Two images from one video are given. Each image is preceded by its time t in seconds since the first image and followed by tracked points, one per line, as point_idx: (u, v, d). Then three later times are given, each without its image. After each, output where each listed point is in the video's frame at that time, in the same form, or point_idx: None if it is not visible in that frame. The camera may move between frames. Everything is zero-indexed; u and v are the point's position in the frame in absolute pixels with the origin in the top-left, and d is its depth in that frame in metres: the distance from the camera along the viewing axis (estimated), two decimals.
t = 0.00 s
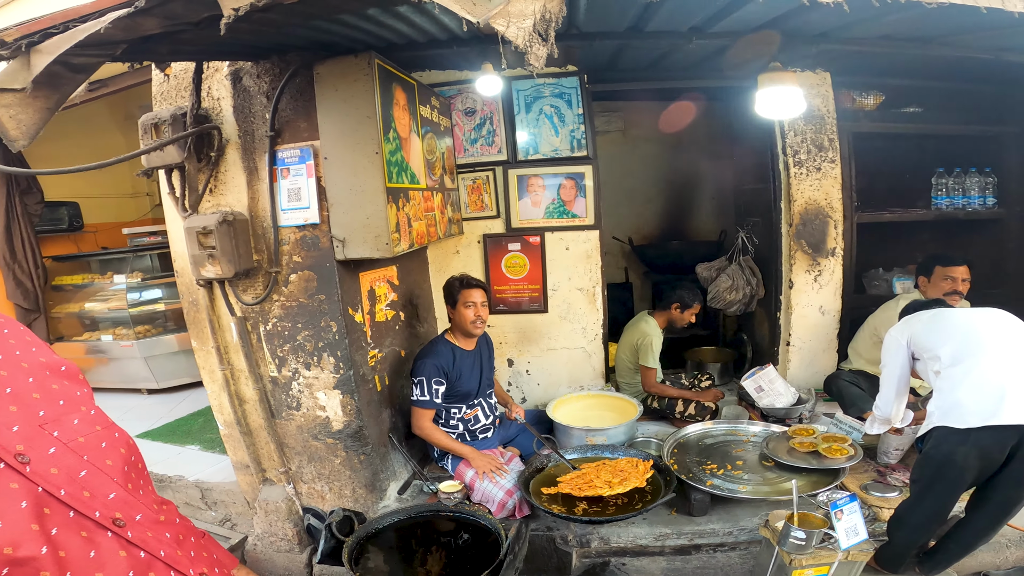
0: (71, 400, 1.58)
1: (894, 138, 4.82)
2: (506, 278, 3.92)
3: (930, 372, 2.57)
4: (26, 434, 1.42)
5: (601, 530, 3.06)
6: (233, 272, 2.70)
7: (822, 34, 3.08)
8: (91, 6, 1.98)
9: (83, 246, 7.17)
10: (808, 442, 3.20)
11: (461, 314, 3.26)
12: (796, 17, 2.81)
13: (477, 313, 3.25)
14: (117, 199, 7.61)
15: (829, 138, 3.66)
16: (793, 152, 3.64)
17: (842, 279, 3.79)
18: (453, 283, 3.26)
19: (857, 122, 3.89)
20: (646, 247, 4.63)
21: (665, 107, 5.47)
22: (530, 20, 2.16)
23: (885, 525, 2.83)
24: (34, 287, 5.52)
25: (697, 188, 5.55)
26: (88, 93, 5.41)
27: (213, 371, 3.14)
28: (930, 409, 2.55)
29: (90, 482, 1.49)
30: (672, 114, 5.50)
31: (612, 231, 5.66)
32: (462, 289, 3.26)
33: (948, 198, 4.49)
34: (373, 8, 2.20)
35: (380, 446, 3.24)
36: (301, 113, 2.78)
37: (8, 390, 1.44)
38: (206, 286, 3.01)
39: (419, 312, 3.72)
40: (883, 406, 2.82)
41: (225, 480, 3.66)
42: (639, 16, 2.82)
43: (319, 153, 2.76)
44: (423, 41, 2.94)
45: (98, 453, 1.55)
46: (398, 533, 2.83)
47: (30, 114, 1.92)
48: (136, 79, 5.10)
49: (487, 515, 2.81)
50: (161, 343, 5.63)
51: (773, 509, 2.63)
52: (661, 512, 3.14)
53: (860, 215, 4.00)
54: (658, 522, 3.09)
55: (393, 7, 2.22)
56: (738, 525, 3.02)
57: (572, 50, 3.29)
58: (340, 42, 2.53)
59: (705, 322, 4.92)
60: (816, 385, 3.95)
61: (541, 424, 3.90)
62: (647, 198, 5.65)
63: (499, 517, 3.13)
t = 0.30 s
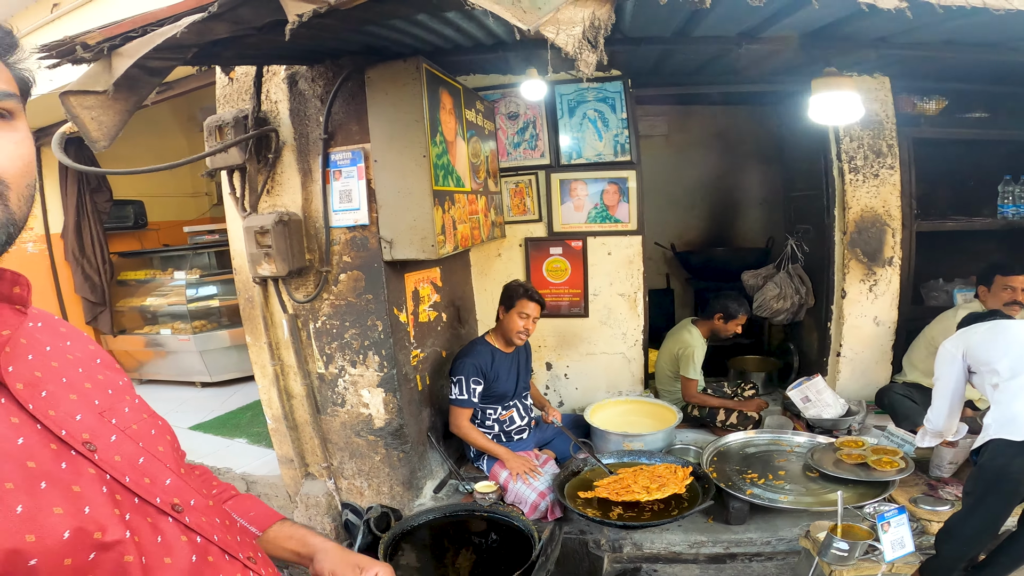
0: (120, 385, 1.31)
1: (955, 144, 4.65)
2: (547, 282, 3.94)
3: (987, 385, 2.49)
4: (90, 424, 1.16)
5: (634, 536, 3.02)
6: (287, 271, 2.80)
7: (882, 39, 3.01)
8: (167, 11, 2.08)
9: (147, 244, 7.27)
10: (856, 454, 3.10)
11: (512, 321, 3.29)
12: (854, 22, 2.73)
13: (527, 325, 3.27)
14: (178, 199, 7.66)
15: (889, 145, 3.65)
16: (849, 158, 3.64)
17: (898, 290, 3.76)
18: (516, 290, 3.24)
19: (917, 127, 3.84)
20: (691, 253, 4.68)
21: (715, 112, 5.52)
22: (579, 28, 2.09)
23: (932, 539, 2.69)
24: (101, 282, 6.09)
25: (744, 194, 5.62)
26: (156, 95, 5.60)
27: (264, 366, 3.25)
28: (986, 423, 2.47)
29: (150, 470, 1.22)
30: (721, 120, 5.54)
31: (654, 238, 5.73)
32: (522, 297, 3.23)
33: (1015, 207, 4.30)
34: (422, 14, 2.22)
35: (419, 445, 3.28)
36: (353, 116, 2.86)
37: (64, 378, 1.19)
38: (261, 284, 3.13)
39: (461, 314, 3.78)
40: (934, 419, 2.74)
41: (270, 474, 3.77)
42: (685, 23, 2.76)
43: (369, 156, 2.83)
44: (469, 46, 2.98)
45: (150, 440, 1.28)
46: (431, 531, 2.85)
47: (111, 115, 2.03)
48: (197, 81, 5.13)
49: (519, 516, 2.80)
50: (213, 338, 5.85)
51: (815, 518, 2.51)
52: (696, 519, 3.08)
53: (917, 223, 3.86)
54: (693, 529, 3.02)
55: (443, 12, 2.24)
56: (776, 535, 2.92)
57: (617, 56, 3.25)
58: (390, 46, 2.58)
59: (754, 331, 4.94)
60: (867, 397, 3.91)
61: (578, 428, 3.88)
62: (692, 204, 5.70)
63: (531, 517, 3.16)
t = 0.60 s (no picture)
0: (174, 377, 1.32)
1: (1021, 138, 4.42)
2: (586, 279, 3.94)
3: None
4: (159, 414, 1.16)
5: (670, 534, 2.93)
6: (334, 267, 2.88)
7: (940, 33, 2.91)
8: (226, 13, 2.16)
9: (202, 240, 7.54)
10: (908, 457, 2.97)
11: (540, 312, 3.31)
12: (908, 16, 2.63)
13: (556, 310, 3.29)
14: (229, 195, 7.99)
15: (948, 139, 3.55)
16: (905, 154, 3.54)
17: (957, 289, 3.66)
18: (531, 282, 3.33)
19: (978, 122, 3.69)
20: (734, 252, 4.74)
21: (760, 108, 5.47)
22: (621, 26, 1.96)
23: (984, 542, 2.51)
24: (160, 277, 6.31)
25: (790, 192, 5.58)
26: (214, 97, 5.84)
27: (311, 359, 3.34)
28: None
29: (215, 457, 1.22)
30: (766, 117, 5.50)
31: (696, 235, 5.73)
32: (538, 287, 3.30)
33: None
34: (463, 13, 2.22)
35: (458, 440, 3.31)
36: (396, 115, 2.90)
37: (129, 368, 1.19)
38: (310, 280, 3.23)
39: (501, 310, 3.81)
40: (988, 422, 2.66)
41: (314, 466, 3.86)
42: (725, 20, 2.64)
43: (412, 154, 2.88)
44: (507, 44, 2.87)
45: (210, 428, 1.30)
46: (466, 526, 2.84)
47: (175, 116, 2.14)
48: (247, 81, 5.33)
49: (555, 512, 2.77)
50: (261, 335, 5.99)
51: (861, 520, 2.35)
52: (736, 519, 2.97)
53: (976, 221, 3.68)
54: (732, 529, 2.91)
55: (483, 12, 2.23)
56: (819, 536, 2.80)
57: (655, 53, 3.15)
58: (430, 46, 2.60)
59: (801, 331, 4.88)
60: (921, 399, 3.82)
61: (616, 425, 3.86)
62: (736, 201, 5.69)
63: (567, 514, 3.11)
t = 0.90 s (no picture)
0: (213, 365, 1.37)
1: None
2: (610, 277, 3.93)
3: None
4: (208, 400, 1.20)
5: (689, 534, 2.90)
6: (364, 261, 2.95)
7: (982, 34, 2.85)
8: (267, 11, 2.20)
9: (234, 233, 7.73)
10: (938, 462, 2.91)
11: (561, 308, 3.32)
12: (949, 18, 2.57)
13: (576, 307, 3.29)
14: (263, 190, 8.16)
15: (988, 141, 3.46)
16: (944, 155, 3.48)
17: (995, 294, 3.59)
18: (550, 279, 3.38)
19: (1018, 124, 3.59)
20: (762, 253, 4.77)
21: (791, 108, 5.40)
22: (654, 26, 1.88)
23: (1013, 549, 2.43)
24: (194, 269, 6.50)
25: (822, 193, 5.51)
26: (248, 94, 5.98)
27: (339, 351, 3.40)
28: None
29: (259, 442, 1.26)
30: (797, 117, 5.43)
31: (723, 235, 5.70)
32: (558, 284, 3.34)
33: None
34: (494, 12, 2.23)
35: (480, 435, 3.32)
36: (426, 111, 2.93)
37: (175, 356, 1.24)
38: (340, 274, 3.29)
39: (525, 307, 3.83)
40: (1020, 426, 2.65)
41: (338, 458, 3.92)
42: (759, 19, 2.59)
43: (441, 150, 2.91)
44: (537, 42, 2.85)
45: (251, 414, 1.35)
46: (485, 521, 2.84)
47: (218, 112, 2.20)
48: (281, 78, 5.47)
49: (575, 509, 2.75)
50: (288, 325, 6.15)
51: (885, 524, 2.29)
52: (757, 521, 2.94)
53: (1016, 225, 3.58)
54: (753, 531, 2.87)
55: (515, 10, 2.23)
56: (842, 539, 2.74)
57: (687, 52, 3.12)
58: (461, 43, 2.61)
59: (829, 333, 4.86)
60: (955, 405, 3.74)
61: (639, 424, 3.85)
62: (764, 201, 5.64)
63: (587, 511, 3.09)
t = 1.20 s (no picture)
0: (219, 364, 1.38)
1: None
2: (610, 279, 3.95)
3: None
4: (215, 400, 1.22)
5: (689, 534, 2.91)
6: (365, 263, 2.97)
7: (978, 35, 2.86)
8: (269, 14, 2.22)
9: (234, 236, 7.76)
10: (936, 462, 2.92)
11: (560, 310, 3.33)
12: (945, 20, 2.59)
13: (576, 305, 3.31)
14: (263, 193, 8.18)
15: (986, 142, 3.48)
16: (942, 156, 3.50)
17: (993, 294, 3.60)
18: (548, 281, 3.38)
19: (1016, 125, 3.60)
20: (761, 254, 4.79)
21: (790, 109, 5.42)
22: (653, 29, 1.89)
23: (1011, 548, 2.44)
24: (194, 272, 6.48)
25: (821, 194, 5.53)
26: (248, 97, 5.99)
27: (340, 353, 3.42)
28: None
29: (264, 442, 1.27)
30: (796, 118, 5.44)
31: (722, 237, 5.72)
32: (557, 285, 3.36)
33: None
34: (494, 15, 2.25)
35: (481, 436, 3.33)
36: (426, 114, 2.94)
37: (182, 355, 1.25)
38: (341, 276, 3.31)
39: (524, 308, 3.85)
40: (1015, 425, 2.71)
41: (339, 459, 3.93)
42: (756, 22, 2.61)
43: (441, 153, 2.92)
44: (536, 45, 2.87)
45: (257, 413, 1.36)
46: (485, 522, 2.84)
47: (220, 115, 2.23)
48: (281, 81, 5.50)
49: (575, 510, 2.75)
50: (288, 327, 6.16)
51: (885, 524, 2.30)
52: (757, 521, 2.95)
53: (1014, 225, 3.59)
54: (753, 531, 2.89)
55: (514, 13, 2.24)
56: (842, 539, 2.75)
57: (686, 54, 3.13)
58: (461, 46, 2.62)
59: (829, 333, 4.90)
60: (953, 405, 3.75)
61: (639, 425, 3.87)
62: (764, 202, 5.65)
63: (587, 511, 3.09)
